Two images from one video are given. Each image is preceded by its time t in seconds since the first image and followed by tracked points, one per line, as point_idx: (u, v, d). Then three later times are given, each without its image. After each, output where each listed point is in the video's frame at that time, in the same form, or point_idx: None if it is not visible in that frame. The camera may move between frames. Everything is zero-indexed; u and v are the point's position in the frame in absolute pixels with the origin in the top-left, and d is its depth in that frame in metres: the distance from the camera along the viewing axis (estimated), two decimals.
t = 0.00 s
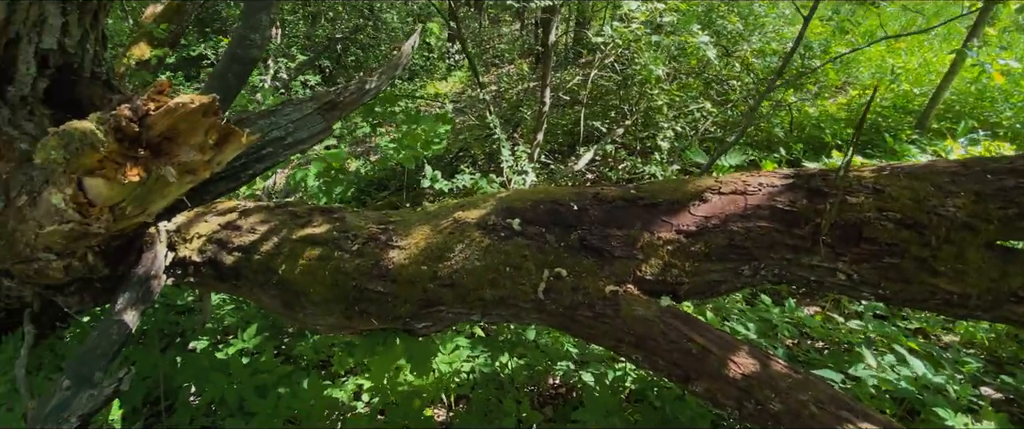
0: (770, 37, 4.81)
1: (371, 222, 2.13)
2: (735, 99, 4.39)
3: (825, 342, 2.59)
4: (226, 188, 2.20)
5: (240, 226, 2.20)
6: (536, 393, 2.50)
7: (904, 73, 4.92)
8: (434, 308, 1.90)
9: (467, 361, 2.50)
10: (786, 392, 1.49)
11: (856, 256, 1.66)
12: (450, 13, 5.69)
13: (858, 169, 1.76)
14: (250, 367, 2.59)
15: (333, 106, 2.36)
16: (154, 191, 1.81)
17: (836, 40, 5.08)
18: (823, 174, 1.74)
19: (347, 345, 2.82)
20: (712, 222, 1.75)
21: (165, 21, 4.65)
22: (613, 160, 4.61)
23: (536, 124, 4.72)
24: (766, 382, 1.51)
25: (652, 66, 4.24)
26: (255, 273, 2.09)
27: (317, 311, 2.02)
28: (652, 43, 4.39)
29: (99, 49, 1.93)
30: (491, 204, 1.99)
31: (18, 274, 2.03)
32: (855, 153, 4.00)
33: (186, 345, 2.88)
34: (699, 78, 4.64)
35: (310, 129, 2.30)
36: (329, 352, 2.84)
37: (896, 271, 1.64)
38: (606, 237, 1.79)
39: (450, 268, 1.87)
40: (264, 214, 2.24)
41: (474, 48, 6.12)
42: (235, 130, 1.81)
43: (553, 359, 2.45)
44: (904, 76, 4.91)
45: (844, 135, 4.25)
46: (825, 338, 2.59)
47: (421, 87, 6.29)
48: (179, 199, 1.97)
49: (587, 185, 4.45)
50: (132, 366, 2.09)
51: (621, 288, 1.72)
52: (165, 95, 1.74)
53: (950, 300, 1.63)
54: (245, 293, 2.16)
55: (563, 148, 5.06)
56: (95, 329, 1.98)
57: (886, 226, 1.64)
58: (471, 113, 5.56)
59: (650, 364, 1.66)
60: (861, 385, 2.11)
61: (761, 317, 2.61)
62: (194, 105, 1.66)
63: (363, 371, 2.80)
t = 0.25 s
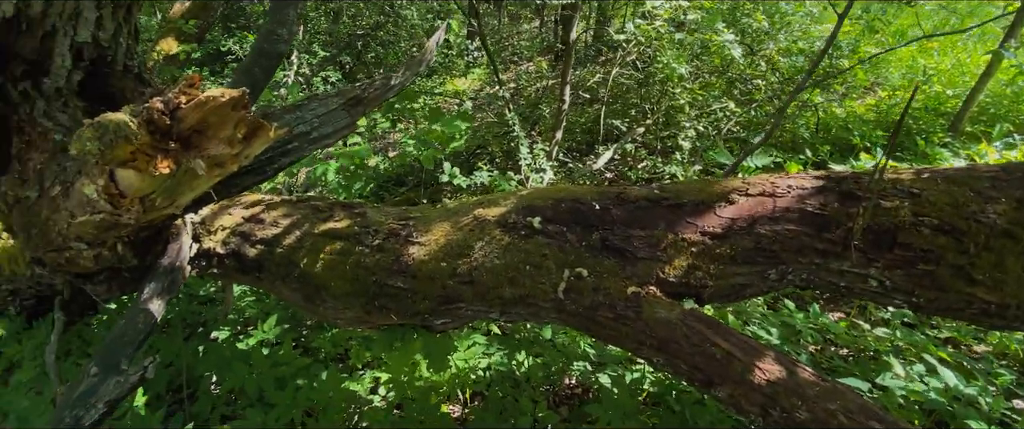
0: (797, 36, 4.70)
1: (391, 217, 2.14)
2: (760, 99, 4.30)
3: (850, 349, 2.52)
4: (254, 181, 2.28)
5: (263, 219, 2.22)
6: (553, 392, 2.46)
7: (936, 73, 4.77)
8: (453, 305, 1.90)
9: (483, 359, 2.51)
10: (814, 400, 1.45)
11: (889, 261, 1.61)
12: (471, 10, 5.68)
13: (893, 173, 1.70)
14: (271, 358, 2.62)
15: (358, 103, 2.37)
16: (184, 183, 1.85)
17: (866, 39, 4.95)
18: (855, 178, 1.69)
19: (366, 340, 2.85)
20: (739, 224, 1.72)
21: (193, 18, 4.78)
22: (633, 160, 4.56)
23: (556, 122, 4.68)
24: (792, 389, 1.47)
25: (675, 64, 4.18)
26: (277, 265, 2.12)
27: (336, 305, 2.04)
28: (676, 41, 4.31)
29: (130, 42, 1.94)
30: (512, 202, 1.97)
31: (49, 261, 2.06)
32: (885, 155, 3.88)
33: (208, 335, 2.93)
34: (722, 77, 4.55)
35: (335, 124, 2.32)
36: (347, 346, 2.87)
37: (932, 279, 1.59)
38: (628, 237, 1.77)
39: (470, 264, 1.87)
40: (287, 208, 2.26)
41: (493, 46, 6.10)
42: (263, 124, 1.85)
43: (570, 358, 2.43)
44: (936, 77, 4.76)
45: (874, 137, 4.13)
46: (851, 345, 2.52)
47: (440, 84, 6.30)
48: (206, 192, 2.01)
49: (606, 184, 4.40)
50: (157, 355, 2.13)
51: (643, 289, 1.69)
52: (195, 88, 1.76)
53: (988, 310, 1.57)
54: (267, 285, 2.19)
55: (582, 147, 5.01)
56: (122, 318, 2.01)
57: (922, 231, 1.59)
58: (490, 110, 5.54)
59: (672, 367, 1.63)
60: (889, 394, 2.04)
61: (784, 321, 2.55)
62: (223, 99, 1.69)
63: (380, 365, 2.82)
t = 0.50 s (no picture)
0: (824, 33, 4.58)
1: (411, 214, 2.15)
2: (784, 98, 4.21)
3: (875, 355, 2.46)
4: (277, 178, 2.26)
5: (287, 214, 2.25)
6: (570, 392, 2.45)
7: (969, 73, 4.62)
8: (472, 303, 1.89)
9: (500, 357, 2.51)
10: (843, 408, 1.41)
11: (923, 267, 1.56)
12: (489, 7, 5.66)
13: (928, 177, 1.66)
14: (291, 351, 2.66)
15: (382, 100, 2.39)
16: (212, 177, 1.90)
17: (895, 37, 4.81)
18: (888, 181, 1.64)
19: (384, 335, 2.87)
20: (765, 226, 1.68)
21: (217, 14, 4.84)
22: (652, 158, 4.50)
23: (574, 120, 4.65)
24: (820, 396, 1.44)
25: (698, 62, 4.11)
26: (299, 260, 2.15)
27: (356, 300, 2.05)
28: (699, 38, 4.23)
29: (161, 38, 1.91)
30: (532, 200, 1.96)
31: (81, 253, 2.13)
32: (914, 156, 3.77)
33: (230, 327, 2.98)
34: (746, 75, 4.47)
35: (359, 121, 2.32)
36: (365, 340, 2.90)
37: (969, 286, 1.53)
38: (652, 238, 1.74)
39: (489, 263, 1.86)
40: (309, 203, 2.29)
41: (510, 43, 6.08)
42: (291, 121, 1.92)
43: (587, 359, 2.41)
44: (969, 76, 4.61)
45: (903, 137, 4.01)
46: (877, 352, 2.46)
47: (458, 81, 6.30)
48: (232, 188, 2.06)
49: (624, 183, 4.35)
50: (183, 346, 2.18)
51: (666, 291, 1.67)
52: (225, 84, 1.81)
53: None
54: (289, 279, 2.22)
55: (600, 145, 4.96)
56: (148, 310, 2.08)
57: (959, 236, 1.53)
58: (507, 107, 5.53)
59: (695, 371, 1.60)
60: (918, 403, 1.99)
61: (808, 326, 2.49)
62: (254, 94, 1.75)
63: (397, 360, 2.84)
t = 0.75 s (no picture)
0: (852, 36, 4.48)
1: (433, 214, 2.17)
2: (810, 101, 4.12)
3: (903, 367, 2.39)
4: (303, 176, 2.36)
5: (310, 212, 2.29)
6: (586, 396, 2.43)
7: (1004, 77, 4.47)
8: (492, 303, 1.88)
9: (517, 358, 2.48)
10: (874, 422, 1.37)
11: (960, 278, 1.51)
12: (509, 7, 5.66)
13: (966, 184, 1.60)
14: (311, 346, 2.69)
15: (408, 100, 2.40)
16: (243, 175, 1.93)
17: (926, 39, 4.68)
18: (923, 188, 1.60)
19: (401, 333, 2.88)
20: (794, 233, 1.65)
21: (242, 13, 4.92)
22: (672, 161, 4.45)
23: (594, 121, 4.62)
24: (850, 409, 1.40)
25: (721, 64, 4.06)
26: (322, 256, 2.18)
27: (377, 298, 2.07)
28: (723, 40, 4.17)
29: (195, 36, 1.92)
30: (554, 203, 1.95)
31: (112, 246, 2.15)
32: (945, 163, 3.67)
33: (252, 322, 3.03)
34: (770, 78, 4.39)
35: (387, 120, 2.34)
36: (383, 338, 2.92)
37: (1009, 299, 1.47)
38: (676, 242, 1.72)
39: (511, 264, 1.84)
40: (333, 201, 2.34)
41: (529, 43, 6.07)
42: (323, 121, 1.95)
43: (605, 363, 2.38)
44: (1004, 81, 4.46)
45: (933, 143, 3.90)
46: (904, 363, 2.39)
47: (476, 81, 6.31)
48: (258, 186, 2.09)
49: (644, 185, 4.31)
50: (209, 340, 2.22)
51: (690, 297, 1.65)
52: (260, 85, 1.85)
53: None
54: (311, 276, 2.26)
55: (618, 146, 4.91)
56: (176, 303, 2.12)
57: (999, 247, 1.48)
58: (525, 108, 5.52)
59: (719, 379, 1.58)
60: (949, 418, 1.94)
61: (833, 334, 2.44)
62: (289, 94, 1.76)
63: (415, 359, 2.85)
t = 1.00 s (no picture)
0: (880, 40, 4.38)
1: (454, 214, 2.17)
2: (836, 106, 4.04)
3: (930, 379, 2.34)
4: (330, 175, 2.34)
5: (333, 210, 2.32)
6: (604, 400, 2.37)
7: None
8: (513, 305, 1.88)
9: (534, 360, 2.48)
10: None
11: (997, 291, 1.48)
12: (529, 8, 5.65)
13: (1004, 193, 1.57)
14: (331, 343, 2.72)
15: (435, 101, 2.41)
16: (275, 173, 1.96)
17: (956, 44, 4.56)
18: (960, 197, 1.57)
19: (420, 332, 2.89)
20: (825, 241, 1.62)
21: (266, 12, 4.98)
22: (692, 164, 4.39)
23: (613, 123, 4.58)
24: (882, 422, 1.37)
25: (745, 67, 4.00)
26: (345, 254, 2.21)
27: (398, 297, 2.08)
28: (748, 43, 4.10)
29: (230, 35, 1.92)
30: (576, 205, 1.94)
31: (143, 240, 2.21)
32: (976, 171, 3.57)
33: (273, 317, 3.08)
34: (794, 81, 4.31)
35: (414, 121, 2.34)
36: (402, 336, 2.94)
37: None
38: (702, 248, 1.70)
39: (533, 266, 1.84)
40: (356, 200, 2.36)
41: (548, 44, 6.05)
42: (356, 121, 1.95)
43: (623, 368, 2.36)
44: None
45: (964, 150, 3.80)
46: (932, 376, 2.34)
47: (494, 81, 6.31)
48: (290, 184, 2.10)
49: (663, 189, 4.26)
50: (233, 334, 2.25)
51: (716, 303, 1.62)
52: (295, 84, 1.87)
53: None
54: (335, 273, 2.29)
55: (637, 149, 4.86)
56: (200, 298, 2.15)
57: None
58: (543, 109, 5.50)
59: (744, 387, 1.56)
60: None
61: (858, 344, 2.39)
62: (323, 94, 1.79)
63: (432, 358, 2.87)
